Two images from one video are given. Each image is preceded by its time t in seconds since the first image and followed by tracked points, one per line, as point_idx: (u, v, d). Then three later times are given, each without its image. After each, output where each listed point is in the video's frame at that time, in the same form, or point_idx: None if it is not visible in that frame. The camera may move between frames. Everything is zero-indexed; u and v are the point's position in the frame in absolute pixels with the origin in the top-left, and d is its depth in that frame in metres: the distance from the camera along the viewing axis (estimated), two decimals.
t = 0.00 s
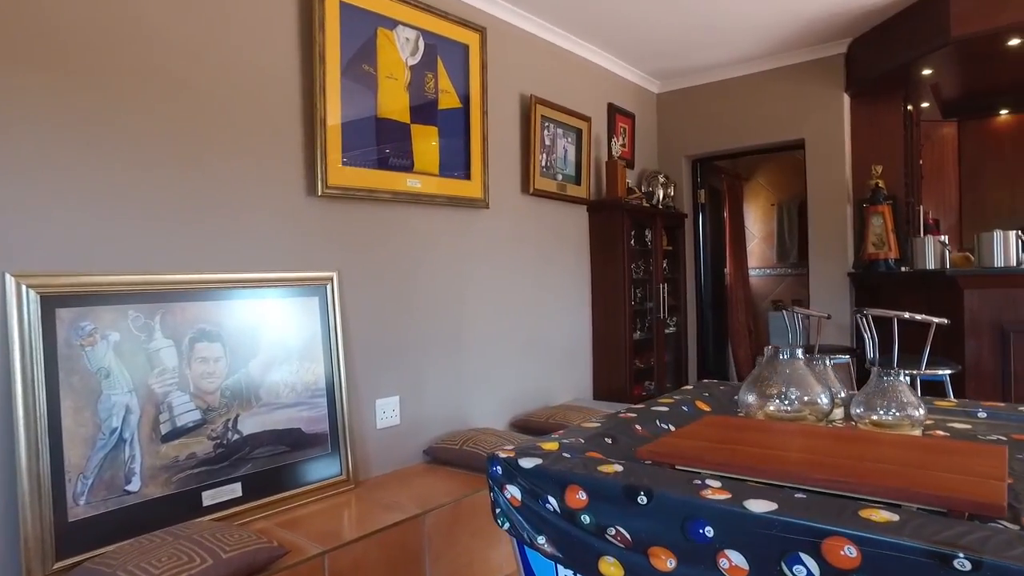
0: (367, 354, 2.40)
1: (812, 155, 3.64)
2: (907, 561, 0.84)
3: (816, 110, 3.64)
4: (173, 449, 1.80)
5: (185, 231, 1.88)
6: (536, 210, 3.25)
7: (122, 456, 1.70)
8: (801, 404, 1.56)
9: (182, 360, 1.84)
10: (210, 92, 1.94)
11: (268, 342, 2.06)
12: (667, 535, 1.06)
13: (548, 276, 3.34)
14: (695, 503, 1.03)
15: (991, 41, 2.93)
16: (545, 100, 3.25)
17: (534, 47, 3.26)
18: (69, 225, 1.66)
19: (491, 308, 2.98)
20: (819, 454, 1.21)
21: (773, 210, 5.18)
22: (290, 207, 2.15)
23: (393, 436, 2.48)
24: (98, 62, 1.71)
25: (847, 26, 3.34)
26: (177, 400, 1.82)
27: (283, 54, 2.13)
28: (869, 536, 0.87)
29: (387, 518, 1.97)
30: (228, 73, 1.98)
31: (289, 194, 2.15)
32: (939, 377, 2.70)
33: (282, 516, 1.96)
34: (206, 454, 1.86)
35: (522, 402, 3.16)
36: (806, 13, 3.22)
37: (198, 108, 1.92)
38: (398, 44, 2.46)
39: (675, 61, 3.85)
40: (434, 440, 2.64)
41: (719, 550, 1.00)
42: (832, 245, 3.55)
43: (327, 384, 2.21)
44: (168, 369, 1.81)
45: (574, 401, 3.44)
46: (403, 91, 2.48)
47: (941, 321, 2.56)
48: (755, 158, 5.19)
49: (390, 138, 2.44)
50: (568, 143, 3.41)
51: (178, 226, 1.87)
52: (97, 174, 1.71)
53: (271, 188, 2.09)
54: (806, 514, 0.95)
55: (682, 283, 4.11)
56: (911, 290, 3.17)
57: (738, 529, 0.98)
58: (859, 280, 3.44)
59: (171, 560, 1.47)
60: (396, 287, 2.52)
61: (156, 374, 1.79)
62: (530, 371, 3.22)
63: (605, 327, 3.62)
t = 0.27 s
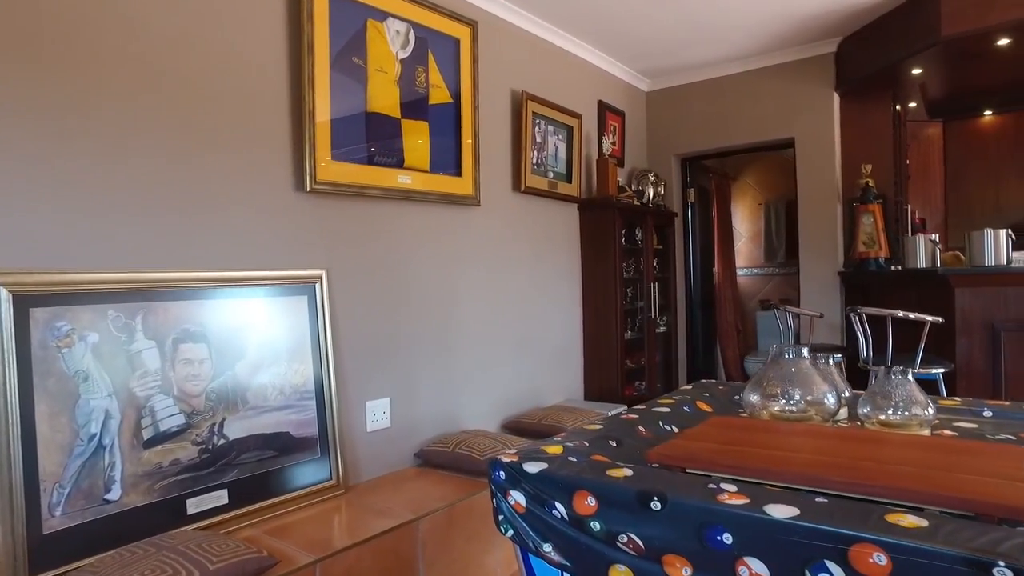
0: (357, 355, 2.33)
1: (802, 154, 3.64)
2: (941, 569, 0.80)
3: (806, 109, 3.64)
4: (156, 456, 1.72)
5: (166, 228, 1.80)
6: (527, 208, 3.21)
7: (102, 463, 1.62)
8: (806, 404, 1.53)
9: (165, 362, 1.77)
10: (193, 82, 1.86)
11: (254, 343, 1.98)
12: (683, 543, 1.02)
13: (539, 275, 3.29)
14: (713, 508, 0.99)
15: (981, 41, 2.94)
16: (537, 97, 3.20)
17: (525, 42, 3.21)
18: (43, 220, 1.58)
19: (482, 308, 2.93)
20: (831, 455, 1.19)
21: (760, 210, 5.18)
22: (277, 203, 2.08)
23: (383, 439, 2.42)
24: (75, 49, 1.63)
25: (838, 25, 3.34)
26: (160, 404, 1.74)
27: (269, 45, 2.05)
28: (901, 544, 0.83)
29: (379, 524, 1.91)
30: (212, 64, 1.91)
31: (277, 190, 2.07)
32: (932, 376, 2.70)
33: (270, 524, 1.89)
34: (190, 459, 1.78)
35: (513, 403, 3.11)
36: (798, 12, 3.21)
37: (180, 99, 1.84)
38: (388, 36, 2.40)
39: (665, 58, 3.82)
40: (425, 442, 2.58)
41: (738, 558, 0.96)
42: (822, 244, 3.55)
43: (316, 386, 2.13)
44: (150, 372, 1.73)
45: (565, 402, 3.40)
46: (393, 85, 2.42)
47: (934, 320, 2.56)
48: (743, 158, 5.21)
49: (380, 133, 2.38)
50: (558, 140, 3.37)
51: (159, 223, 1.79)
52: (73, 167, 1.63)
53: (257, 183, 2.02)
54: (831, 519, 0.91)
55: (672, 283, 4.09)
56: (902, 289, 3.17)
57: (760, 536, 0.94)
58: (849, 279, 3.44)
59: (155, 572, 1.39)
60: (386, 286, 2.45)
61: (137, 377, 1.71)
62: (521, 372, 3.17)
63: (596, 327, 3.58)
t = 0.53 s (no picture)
0: (350, 358, 2.28)
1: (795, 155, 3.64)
2: None
3: (799, 109, 3.64)
4: (143, 464, 1.66)
5: (154, 228, 1.74)
6: (520, 208, 3.17)
7: (86, 473, 1.55)
8: (813, 407, 1.51)
9: (152, 367, 1.71)
10: (182, 77, 1.80)
11: (245, 346, 1.92)
12: (701, 554, 0.99)
13: (533, 275, 3.26)
14: (731, 518, 0.96)
15: (974, 42, 2.95)
16: (530, 95, 3.17)
17: (518, 40, 3.18)
18: (24, 219, 1.51)
19: (476, 309, 2.89)
20: (842, 460, 1.17)
21: (750, 211, 5.24)
22: (268, 202, 2.02)
23: (377, 444, 2.37)
24: (58, 40, 1.56)
25: (831, 26, 3.34)
26: (147, 410, 1.68)
27: (260, 39, 1.99)
28: (931, 555, 0.81)
29: (375, 532, 1.86)
30: (202, 58, 1.85)
31: (268, 189, 2.02)
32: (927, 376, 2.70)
33: (262, 532, 1.83)
34: (179, 467, 1.73)
35: (507, 405, 3.07)
36: (792, 12, 3.20)
37: (168, 94, 1.77)
38: (382, 32, 2.35)
39: (658, 58, 3.80)
40: (419, 446, 2.54)
41: (759, 568, 0.94)
42: (814, 245, 3.55)
43: (309, 390, 2.08)
44: (137, 377, 1.67)
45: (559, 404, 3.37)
46: (387, 82, 2.37)
47: (930, 321, 2.56)
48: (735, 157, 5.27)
49: (374, 131, 2.33)
50: (552, 140, 3.33)
51: (146, 222, 1.73)
52: (56, 164, 1.57)
53: (248, 182, 1.96)
54: (855, 529, 0.88)
55: (665, 283, 4.08)
56: (895, 290, 3.17)
57: (781, 546, 0.91)
58: (842, 280, 3.44)
59: None
60: (379, 287, 2.40)
61: (124, 382, 1.65)
62: (515, 375, 3.13)
63: (589, 329, 3.55)
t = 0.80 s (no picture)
0: (339, 364, 2.22)
1: (782, 157, 3.65)
2: None
3: (787, 111, 3.65)
4: (124, 477, 1.59)
5: (135, 229, 1.67)
6: (510, 209, 3.13)
7: (63, 487, 1.48)
8: (817, 413, 1.49)
9: (134, 375, 1.63)
10: (164, 72, 1.73)
11: (231, 352, 1.86)
12: (717, 569, 0.96)
13: (523, 277, 3.22)
14: (749, 532, 0.93)
15: (961, 47, 2.98)
16: (520, 95, 3.13)
17: (508, 39, 3.14)
18: None
19: (466, 312, 2.84)
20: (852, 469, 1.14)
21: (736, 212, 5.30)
22: (254, 203, 1.95)
23: (366, 451, 2.31)
24: (33, 31, 1.48)
25: (819, 29, 3.35)
26: (128, 420, 1.61)
27: (246, 34, 1.93)
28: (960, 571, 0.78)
29: (366, 543, 1.80)
30: (185, 52, 1.78)
31: (254, 189, 1.95)
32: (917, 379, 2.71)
33: (249, 546, 1.77)
34: (162, 480, 1.66)
35: (497, 410, 3.03)
36: (781, 14, 3.20)
37: (150, 90, 1.70)
38: (371, 29, 2.29)
39: (647, 58, 3.79)
40: (409, 453, 2.48)
41: None
42: (802, 247, 3.57)
43: (297, 397, 2.02)
44: (118, 386, 1.60)
45: (548, 407, 3.33)
46: (376, 80, 2.31)
47: (921, 323, 2.56)
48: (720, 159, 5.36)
49: (363, 130, 2.27)
50: (541, 140, 3.30)
51: (127, 223, 1.65)
52: (32, 161, 1.49)
53: (233, 182, 1.89)
54: (879, 544, 0.85)
55: (653, 285, 4.06)
56: (883, 292, 3.18)
57: (802, 562, 0.89)
58: (830, 282, 3.46)
59: None
60: (368, 291, 2.35)
61: (104, 392, 1.57)
62: (505, 379, 3.09)
63: (579, 331, 3.52)
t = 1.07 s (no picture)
0: (328, 366, 2.17)
1: (771, 157, 3.66)
2: None
3: (776, 112, 3.66)
4: (106, 485, 1.53)
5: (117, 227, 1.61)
6: (500, 208, 3.10)
7: (41, 497, 1.42)
8: (818, 414, 1.49)
9: (116, 379, 1.58)
10: (147, 64, 1.67)
11: (217, 354, 1.80)
12: None
13: (513, 277, 3.19)
14: (763, 539, 0.90)
15: (947, 48, 3.00)
16: (510, 94, 3.10)
17: (497, 37, 3.10)
18: None
19: (456, 313, 2.80)
20: (856, 471, 1.12)
21: (722, 212, 5.32)
22: (241, 200, 1.90)
23: (356, 456, 2.26)
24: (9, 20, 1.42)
25: (808, 30, 3.36)
26: (110, 426, 1.55)
27: (232, 27, 1.87)
28: None
29: (358, 550, 1.75)
30: (169, 45, 1.72)
31: (241, 187, 1.89)
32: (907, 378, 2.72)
33: (236, 554, 1.71)
34: (146, 487, 1.60)
35: (487, 412, 2.99)
36: (771, 14, 3.20)
37: (133, 83, 1.64)
38: (360, 24, 2.24)
39: (636, 58, 3.77)
40: (399, 457, 2.43)
41: None
42: (790, 247, 3.58)
43: (285, 401, 1.96)
44: (99, 390, 1.54)
45: (538, 409, 3.30)
46: (365, 76, 2.26)
47: (912, 323, 2.57)
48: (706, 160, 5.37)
49: (352, 127, 2.22)
50: (531, 139, 3.27)
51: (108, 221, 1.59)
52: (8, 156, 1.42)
53: (219, 179, 1.84)
54: (897, 550, 0.83)
55: (642, 285, 4.05)
56: (871, 291, 3.20)
57: (818, 569, 0.86)
58: (819, 282, 3.47)
59: None
60: (358, 291, 2.30)
61: (84, 397, 1.51)
62: (495, 380, 3.05)
63: (568, 332, 3.50)
